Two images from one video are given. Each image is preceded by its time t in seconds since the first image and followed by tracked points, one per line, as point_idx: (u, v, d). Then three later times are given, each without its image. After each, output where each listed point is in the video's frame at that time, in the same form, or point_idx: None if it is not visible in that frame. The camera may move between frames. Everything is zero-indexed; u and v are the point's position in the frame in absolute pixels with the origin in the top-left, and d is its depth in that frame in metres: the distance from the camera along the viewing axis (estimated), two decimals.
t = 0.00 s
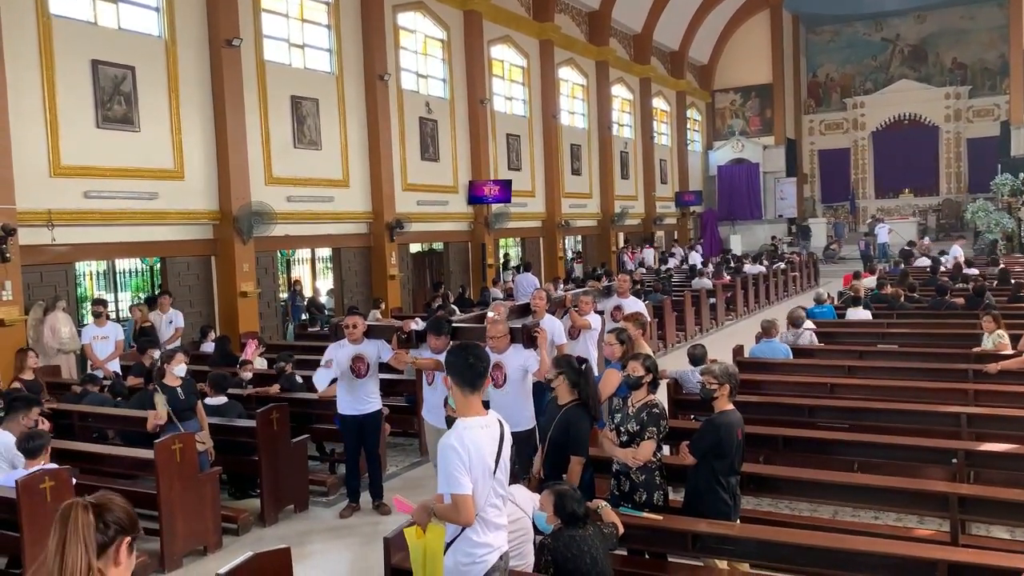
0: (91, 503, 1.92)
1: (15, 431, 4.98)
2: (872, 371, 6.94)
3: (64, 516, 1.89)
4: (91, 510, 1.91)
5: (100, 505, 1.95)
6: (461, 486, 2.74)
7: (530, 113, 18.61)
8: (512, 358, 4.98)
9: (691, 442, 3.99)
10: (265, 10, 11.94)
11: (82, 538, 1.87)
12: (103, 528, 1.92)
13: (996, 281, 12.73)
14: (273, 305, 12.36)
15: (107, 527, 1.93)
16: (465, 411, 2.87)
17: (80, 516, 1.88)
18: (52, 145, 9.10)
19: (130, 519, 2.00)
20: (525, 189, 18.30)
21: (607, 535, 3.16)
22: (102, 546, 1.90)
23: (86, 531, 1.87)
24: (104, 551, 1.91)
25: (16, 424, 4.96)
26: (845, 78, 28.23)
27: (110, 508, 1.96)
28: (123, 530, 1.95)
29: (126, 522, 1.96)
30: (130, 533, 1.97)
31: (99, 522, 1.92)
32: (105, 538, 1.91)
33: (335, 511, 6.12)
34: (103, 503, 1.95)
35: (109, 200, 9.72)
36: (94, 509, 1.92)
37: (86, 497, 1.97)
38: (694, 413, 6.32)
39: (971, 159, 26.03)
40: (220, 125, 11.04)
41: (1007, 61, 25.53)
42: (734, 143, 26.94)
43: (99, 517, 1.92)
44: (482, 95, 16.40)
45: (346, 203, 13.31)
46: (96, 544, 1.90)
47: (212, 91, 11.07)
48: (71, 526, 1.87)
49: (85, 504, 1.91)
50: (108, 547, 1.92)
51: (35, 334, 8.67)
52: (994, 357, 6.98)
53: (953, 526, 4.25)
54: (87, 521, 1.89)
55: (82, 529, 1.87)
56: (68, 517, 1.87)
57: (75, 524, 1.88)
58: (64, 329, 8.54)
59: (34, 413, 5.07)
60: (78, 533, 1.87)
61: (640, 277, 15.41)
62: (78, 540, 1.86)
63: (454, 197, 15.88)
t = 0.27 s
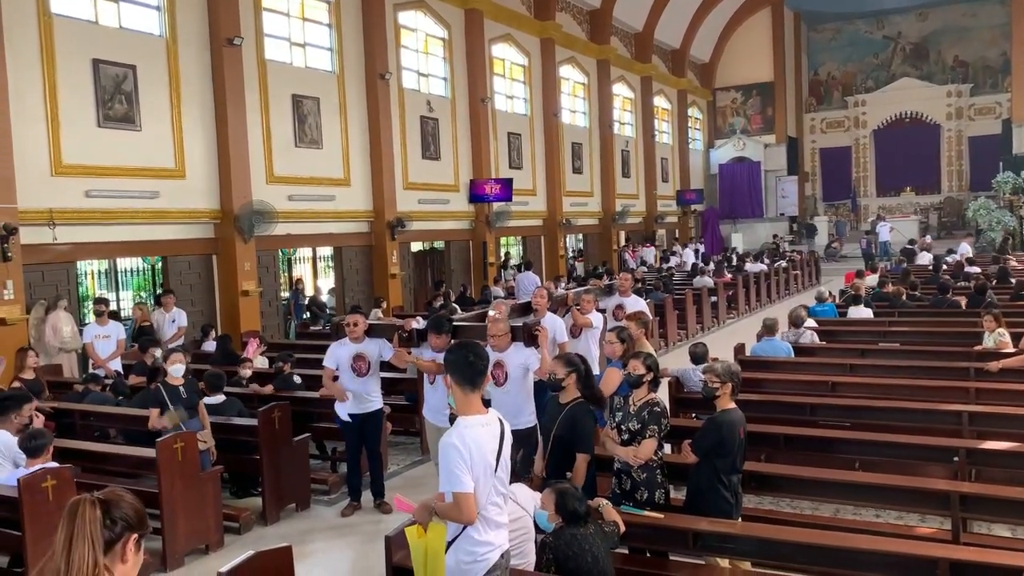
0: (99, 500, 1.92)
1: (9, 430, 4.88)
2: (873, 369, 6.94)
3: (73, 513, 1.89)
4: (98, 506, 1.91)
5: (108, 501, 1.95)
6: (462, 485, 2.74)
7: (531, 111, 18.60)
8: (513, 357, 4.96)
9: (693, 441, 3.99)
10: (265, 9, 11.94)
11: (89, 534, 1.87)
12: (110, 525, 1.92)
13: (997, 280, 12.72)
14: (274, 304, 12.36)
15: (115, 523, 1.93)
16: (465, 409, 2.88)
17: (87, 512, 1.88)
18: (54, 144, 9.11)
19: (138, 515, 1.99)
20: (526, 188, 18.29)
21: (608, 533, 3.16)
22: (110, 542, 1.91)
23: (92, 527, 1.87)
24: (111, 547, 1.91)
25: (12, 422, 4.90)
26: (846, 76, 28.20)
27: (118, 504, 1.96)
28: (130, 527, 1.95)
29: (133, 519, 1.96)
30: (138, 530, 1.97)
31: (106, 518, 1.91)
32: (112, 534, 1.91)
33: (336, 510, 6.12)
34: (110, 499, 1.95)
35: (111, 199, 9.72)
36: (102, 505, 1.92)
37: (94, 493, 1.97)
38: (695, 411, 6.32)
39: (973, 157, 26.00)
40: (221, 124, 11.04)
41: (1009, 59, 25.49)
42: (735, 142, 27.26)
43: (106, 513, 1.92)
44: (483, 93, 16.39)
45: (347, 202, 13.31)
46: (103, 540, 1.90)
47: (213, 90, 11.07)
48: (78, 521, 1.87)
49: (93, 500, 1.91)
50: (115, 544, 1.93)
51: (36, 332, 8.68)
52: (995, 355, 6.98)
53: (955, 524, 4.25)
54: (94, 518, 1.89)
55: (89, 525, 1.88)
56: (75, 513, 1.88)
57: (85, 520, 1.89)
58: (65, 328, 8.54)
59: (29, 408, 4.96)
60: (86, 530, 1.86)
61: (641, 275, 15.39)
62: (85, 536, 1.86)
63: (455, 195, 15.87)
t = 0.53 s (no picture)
0: (109, 501, 1.92)
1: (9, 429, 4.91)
2: (882, 367, 6.91)
3: (86, 515, 1.90)
4: (109, 509, 1.91)
5: (119, 500, 1.94)
6: (471, 483, 2.74)
7: (539, 109, 18.58)
8: (522, 355, 4.96)
9: (702, 438, 3.99)
10: (273, 9, 11.95)
11: (100, 539, 1.87)
12: (123, 526, 1.91)
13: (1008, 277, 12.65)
14: (283, 303, 12.39)
15: (129, 524, 1.93)
16: (473, 408, 2.88)
17: (97, 518, 1.88)
18: (64, 145, 9.15)
19: (151, 511, 1.99)
20: (534, 186, 18.27)
21: (617, 531, 3.15)
22: (125, 544, 1.91)
23: (104, 531, 1.88)
24: (127, 548, 1.92)
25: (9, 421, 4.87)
26: (855, 73, 28.09)
27: (130, 502, 1.95)
28: (144, 526, 1.95)
29: (147, 516, 1.96)
30: (152, 527, 1.97)
31: (118, 519, 1.91)
32: (126, 536, 1.92)
33: (345, 508, 6.13)
34: (122, 498, 1.95)
35: (120, 199, 9.77)
36: (113, 507, 1.92)
37: (105, 492, 1.97)
38: (703, 409, 6.31)
39: (983, 154, 25.83)
40: (230, 123, 11.07)
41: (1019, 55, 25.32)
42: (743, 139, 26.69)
43: (118, 514, 1.92)
44: (491, 92, 16.38)
45: (355, 201, 13.33)
46: (118, 542, 1.90)
47: (222, 90, 11.10)
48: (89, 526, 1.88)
49: (102, 503, 1.91)
50: (132, 544, 1.93)
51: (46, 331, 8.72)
52: (1006, 353, 6.94)
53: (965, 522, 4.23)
54: (105, 521, 1.89)
55: (100, 530, 1.88)
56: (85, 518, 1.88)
57: (97, 522, 1.89)
58: (75, 328, 8.59)
59: (26, 405, 4.98)
60: (98, 533, 1.87)
61: (649, 273, 15.34)
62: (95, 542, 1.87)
63: (463, 194, 15.87)
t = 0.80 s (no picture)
0: (148, 500, 2.00)
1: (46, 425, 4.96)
2: (923, 365, 6.80)
3: (129, 517, 1.98)
4: (151, 508, 1.99)
5: (157, 499, 2.02)
6: (506, 480, 2.75)
7: (573, 107, 18.56)
8: (556, 353, 4.97)
9: (739, 436, 3.96)
10: (309, 10, 12.08)
11: (148, 539, 1.95)
12: (165, 522, 2.00)
13: None
14: (320, 301, 12.52)
15: (169, 519, 2.02)
16: (507, 405, 2.88)
17: (142, 520, 1.96)
18: (107, 147, 9.35)
19: (187, 502, 2.08)
20: (568, 184, 18.25)
21: (652, 529, 3.16)
22: (170, 538, 2.00)
23: (151, 530, 1.96)
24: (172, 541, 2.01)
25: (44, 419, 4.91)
26: (894, 67, 27.58)
27: (167, 497, 2.04)
28: (184, 518, 2.05)
29: (185, 509, 2.05)
30: (191, 517, 2.07)
31: (160, 516, 2.00)
32: (170, 531, 2.01)
33: (381, 505, 6.18)
34: (159, 496, 2.03)
35: (160, 200, 9.94)
36: (153, 504, 2.00)
37: (141, 492, 2.04)
38: (741, 408, 6.25)
39: None
40: (268, 123, 11.22)
41: None
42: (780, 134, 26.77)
43: (160, 512, 2.00)
44: (525, 90, 16.42)
45: (391, 200, 13.44)
46: (164, 537, 1.99)
47: (260, 91, 11.24)
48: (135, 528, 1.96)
49: (143, 505, 1.98)
50: (176, 536, 2.03)
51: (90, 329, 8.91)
52: None
53: (1010, 522, 4.15)
54: (150, 521, 1.97)
55: (147, 530, 1.96)
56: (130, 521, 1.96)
57: (142, 522, 1.97)
58: (118, 326, 8.77)
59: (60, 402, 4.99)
60: (145, 531, 1.96)
61: (684, 271, 15.22)
62: (143, 541, 1.95)
63: (497, 192, 15.92)
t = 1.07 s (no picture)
0: (237, 480, 2.08)
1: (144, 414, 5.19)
2: None
3: (219, 499, 2.04)
4: (240, 485, 2.07)
5: (245, 479, 2.10)
6: (590, 475, 2.72)
7: (658, 102, 18.35)
8: (640, 350, 4.86)
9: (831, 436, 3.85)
10: (394, 11, 12.25)
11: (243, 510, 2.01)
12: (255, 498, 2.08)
13: None
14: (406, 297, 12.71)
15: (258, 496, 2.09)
16: (590, 400, 2.84)
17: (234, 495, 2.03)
18: (204, 147, 9.74)
19: (273, 483, 2.16)
20: (651, 180, 18.04)
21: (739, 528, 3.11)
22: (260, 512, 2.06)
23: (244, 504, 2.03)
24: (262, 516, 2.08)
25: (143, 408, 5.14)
26: (999, 53, 24.94)
27: (254, 477, 2.12)
28: (271, 495, 2.12)
29: (272, 487, 2.13)
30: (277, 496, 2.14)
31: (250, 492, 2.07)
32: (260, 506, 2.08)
33: (464, 498, 6.25)
34: (247, 477, 2.11)
35: (252, 199, 10.29)
36: (242, 483, 2.08)
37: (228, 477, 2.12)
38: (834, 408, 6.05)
39: None
40: (355, 123, 11.48)
41: None
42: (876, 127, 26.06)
43: (250, 489, 2.07)
44: (609, 85, 16.35)
45: (474, 197, 13.56)
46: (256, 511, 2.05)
47: (348, 91, 11.51)
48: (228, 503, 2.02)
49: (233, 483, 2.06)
50: (265, 512, 2.09)
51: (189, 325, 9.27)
52: None
53: None
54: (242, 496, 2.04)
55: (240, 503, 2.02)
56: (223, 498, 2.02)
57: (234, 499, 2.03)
58: (213, 321, 9.15)
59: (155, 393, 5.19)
60: (239, 504, 2.02)
61: (771, 268, 14.77)
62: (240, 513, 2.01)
63: (579, 189, 15.85)
